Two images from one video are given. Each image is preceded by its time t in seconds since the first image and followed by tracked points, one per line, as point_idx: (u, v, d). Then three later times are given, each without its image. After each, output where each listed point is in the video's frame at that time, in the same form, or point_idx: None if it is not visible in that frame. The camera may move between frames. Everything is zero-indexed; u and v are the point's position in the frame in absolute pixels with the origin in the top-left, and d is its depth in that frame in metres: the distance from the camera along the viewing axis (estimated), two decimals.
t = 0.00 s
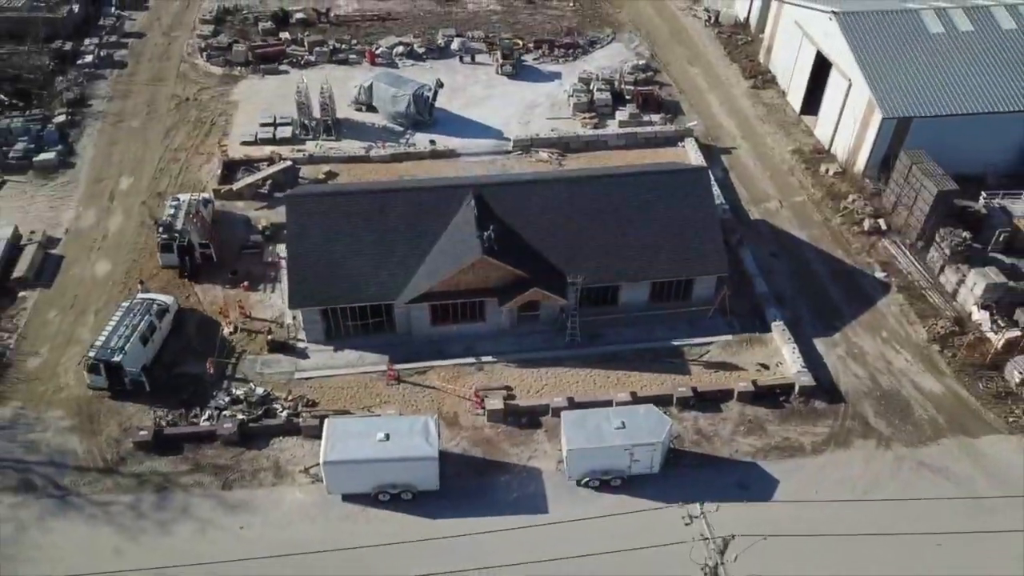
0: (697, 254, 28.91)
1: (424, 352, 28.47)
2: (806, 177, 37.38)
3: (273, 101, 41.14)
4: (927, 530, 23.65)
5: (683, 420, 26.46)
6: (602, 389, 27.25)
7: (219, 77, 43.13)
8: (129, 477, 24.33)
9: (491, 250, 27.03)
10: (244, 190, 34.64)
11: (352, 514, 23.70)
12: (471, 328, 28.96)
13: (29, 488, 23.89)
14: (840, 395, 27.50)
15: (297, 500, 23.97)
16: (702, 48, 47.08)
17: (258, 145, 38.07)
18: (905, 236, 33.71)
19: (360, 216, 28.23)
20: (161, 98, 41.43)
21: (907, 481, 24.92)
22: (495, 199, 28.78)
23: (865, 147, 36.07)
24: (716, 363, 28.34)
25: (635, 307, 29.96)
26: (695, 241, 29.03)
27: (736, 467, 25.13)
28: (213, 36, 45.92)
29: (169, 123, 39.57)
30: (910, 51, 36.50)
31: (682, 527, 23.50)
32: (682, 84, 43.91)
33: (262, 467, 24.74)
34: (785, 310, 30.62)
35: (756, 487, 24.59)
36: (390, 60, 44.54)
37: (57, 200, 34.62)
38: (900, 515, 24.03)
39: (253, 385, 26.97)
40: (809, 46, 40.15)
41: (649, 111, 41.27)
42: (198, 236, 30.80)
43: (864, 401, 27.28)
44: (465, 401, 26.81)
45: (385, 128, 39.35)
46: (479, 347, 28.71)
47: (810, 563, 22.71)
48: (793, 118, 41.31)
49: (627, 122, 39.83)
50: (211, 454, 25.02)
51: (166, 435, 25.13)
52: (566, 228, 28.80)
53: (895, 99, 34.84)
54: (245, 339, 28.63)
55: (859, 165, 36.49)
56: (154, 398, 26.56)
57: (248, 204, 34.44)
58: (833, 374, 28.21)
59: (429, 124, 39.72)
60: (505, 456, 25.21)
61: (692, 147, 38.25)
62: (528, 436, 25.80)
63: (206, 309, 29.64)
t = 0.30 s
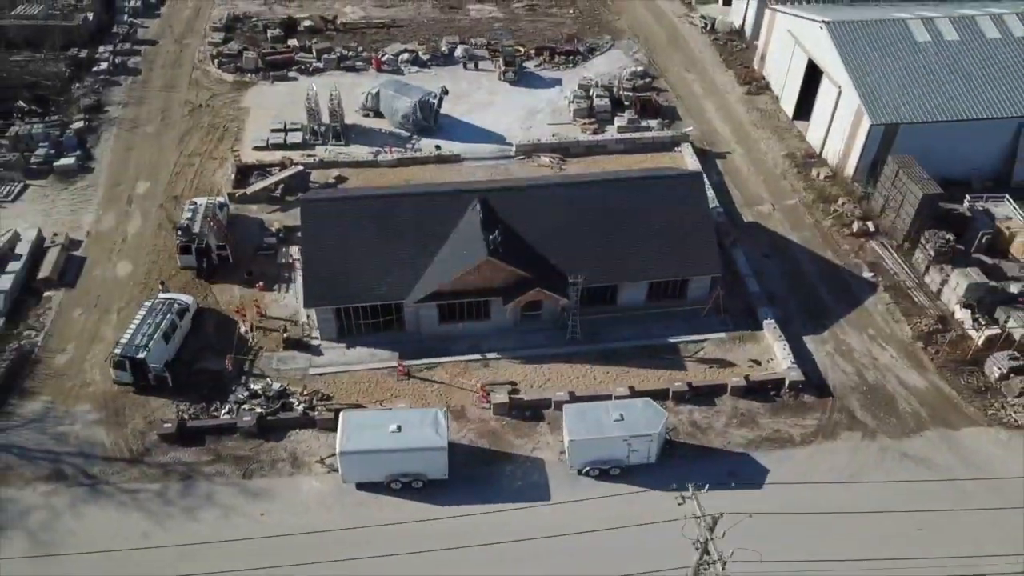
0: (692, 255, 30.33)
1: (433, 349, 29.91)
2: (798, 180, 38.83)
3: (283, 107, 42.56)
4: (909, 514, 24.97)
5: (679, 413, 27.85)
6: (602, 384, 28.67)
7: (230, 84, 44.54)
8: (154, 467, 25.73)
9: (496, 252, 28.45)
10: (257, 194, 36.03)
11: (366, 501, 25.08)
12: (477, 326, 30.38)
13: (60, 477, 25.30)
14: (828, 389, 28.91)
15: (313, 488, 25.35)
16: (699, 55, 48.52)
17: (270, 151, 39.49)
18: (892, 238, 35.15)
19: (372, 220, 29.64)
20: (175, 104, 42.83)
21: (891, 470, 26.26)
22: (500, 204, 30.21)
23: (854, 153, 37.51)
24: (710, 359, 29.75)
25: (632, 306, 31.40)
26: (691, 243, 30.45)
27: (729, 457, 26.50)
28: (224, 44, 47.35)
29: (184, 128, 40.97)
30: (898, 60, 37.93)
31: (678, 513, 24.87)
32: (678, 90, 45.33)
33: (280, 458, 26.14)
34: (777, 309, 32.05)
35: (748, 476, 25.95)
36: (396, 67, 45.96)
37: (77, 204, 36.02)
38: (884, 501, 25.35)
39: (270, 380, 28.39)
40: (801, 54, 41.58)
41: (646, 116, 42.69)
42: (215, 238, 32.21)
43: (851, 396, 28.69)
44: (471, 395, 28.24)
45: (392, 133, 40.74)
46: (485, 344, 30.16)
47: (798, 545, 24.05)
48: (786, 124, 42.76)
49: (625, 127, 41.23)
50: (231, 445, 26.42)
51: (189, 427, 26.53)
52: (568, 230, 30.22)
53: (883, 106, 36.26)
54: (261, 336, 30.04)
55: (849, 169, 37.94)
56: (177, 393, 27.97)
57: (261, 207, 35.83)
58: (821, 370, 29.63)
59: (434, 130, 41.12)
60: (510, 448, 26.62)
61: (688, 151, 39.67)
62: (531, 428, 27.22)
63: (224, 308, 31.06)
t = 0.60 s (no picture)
0: (687, 257, 31.69)
1: (440, 347, 31.29)
2: (791, 184, 40.21)
3: (292, 113, 43.91)
4: (893, 501, 26.28)
5: (674, 408, 29.19)
6: (602, 380, 30.04)
7: (240, 90, 45.87)
8: (176, 459, 27.08)
9: (501, 254, 29.83)
10: (269, 197, 37.37)
11: (377, 490, 26.42)
12: (482, 325, 31.75)
13: (87, 468, 26.65)
14: (817, 385, 30.27)
15: (328, 479, 26.72)
16: (695, 61, 49.90)
17: (280, 155, 40.83)
18: (881, 240, 36.52)
19: (381, 223, 30.99)
20: (187, 110, 44.19)
21: (876, 460, 27.60)
22: (503, 208, 31.58)
23: (845, 157, 38.90)
24: (704, 356, 31.13)
25: (631, 306, 32.77)
26: (686, 245, 31.82)
27: (722, 449, 27.82)
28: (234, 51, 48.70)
29: (196, 134, 42.32)
30: (887, 68, 39.30)
31: (674, 501, 26.19)
32: (675, 95, 46.69)
33: (295, 450, 27.49)
34: (769, 308, 33.42)
35: (740, 466, 27.26)
36: (401, 74, 47.33)
37: (95, 207, 37.37)
38: (869, 489, 26.66)
39: (285, 376, 29.74)
40: (794, 61, 42.95)
41: (644, 122, 44.07)
42: (230, 240, 33.57)
43: (839, 391, 30.06)
44: (477, 390, 29.61)
45: (398, 138, 42.12)
46: (490, 342, 31.53)
47: (787, 530, 25.36)
48: (779, 129, 44.16)
49: (623, 132, 42.60)
50: (249, 438, 27.77)
51: (208, 421, 27.88)
52: (569, 233, 31.59)
53: (873, 113, 37.62)
54: (275, 335, 31.40)
55: (840, 173, 39.32)
56: (196, 388, 29.33)
57: (272, 210, 37.17)
58: (811, 367, 31.01)
59: (438, 135, 42.48)
60: (514, 440, 27.99)
61: (684, 156, 41.03)
62: (534, 422, 28.57)
63: (239, 308, 32.41)
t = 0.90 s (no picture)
0: (685, 259, 33.02)
1: (447, 345, 32.65)
2: (784, 188, 41.57)
3: (301, 119, 45.27)
4: (880, 491, 27.58)
5: (672, 403, 30.51)
6: (602, 376, 31.39)
7: (251, 96, 47.22)
8: (197, 453, 28.42)
9: (505, 257, 31.13)
10: (281, 201, 38.71)
11: (389, 482, 27.75)
12: (487, 325, 33.12)
13: (112, 461, 27.99)
14: (809, 382, 31.61)
15: (342, 471, 28.05)
16: (693, 67, 51.24)
17: (290, 160, 42.17)
18: (871, 242, 37.87)
19: (391, 227, 32.35)
20: (199, 116, 45.54)
21: (864, 452, 28.90)
22: (508, 213, 32.93)
23: (837, 162, 40.25)
24: (701, 354, 32.48)
25: (630, 306, 34.11)
26: (683, 248, 33.15)
27: (717, 442, 29.12)
28: (244, 58, 50.07)
29: (209, 139, 43.67)
30: (878, 76, 40.63)
31: (670, 491, 27.49)
32: (673, 101, 48.03)
33: (310, 444, 28.84)
34: (763, 308, 34.76)
35: (734, 459, 28.55)
36: (406, 80, 48.67)
37: (113, 211, 38.70)
38: (857, 479, 27.96)
39: (299, 374, 31.08)
40: (788, 68, 44.29)
41: (643, 127, 45.42)
42: (244, 243, 34.92)
43: (829, 387, 31.41)
44: (483, 387, 30.96)
45: (404, 144, 43.48)
46: (495, 341, 32.89)
47: (779, 518, 26.66)
48: (774, 134, 45.53)
49: (623, 138, 43.92)
50: (266, 433, 29.12)
51: (227, 417, 29.22)
52: (570, 237, 32.93)
53: (864, 120, 38.96)
54: (289, 334, 32.74)
55: (832, 178, 40.67)
56: (214, 385, 30.67)
57: (284, 214, 38.50)
58: (802, 365, 32.35)
59: (444, 141, 43.82)
60: (519, 434, 29.32)
61: (681, 161, 42.36)
62: (538, 417, 29.92)
63: (254, 308, 33.74)
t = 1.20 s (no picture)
0: (681, 261, 34.32)
1: (453, 344, 33.97)
2: (779, 192, 42.88)
3: (309, 124, 46.59)
4: (868, 482, 28.83)
5: (669, 399, 31.81)
6: (602, 373, 32.71)
7: (260, 102, 48.53)
8: (215, 446, 29.72)
9: (509, 259, 32.41)
10: (291, 205, 40.02)
11: (398, 474, 29.04)
12: (492, 324, 34.45)
13: (134, 455, 29.31)
14: (800, 379, 32.92)
15: (353, 464, 29.34)
16: (690, 73, 52.55)
17: (299, 165, 43.47)
18: (862, 244, 39.19)
19: (399, 231, 33.71)
20: (210, 121, 46.86)
21: (853, 445, 30.18)
22: (511, 216, 34.27)
23: (830, 166, 41.56)
24: (697, 352, 33.80)
25: (628, 306, 35.43)
26: (680, 250, 34.46)
27: (713, 436, 30.41)
28: (252, 65, 51.40)
29: (220, 144, 45.00)
30: (869, 82, 41.92)
31: (669, 481, 28.75)
32: (671, 106, 49.34)
33: (323, 438, 30.15)
34: (757, 308, 36.08)
35: (729, 451, 29.83)
36: (411, 86, 49.99)
37: (128, 215, 40.01)
38: (846, 471, 29.22)
39: (311, 371, 32.40)
40: (782, 75, 45.59)
41: (641, 132, 46.73)
42: (256, 246, 36.22)
43: (820, 384, 32.70)
44: (488, 384, 32.28)
45: (410, 149, 44.81)
46: (499, 340, 34.21)
47: (771, 507, 27.92)
48: (769, 138, 46.85)
49: (622, 143, 45.23)
50: (280, 428, 30.43)
51: (243, 412, 30.53)
52: (571, 239, 34.26)
53: (855, 125, 40.25)
54: (301, 333, 34.06)
55: (825, 181, 41.98)
56: (230, 382, 32.00)
57: (294, 217, 39.80)
58: (794, 362, 33.66)
59: (448, 145, 45.12)
60: (523, 429, 30.62)
61: (678, 165, 43.66)
62: (541, 412, 31.22)
63: (267, 308, 35.05)
